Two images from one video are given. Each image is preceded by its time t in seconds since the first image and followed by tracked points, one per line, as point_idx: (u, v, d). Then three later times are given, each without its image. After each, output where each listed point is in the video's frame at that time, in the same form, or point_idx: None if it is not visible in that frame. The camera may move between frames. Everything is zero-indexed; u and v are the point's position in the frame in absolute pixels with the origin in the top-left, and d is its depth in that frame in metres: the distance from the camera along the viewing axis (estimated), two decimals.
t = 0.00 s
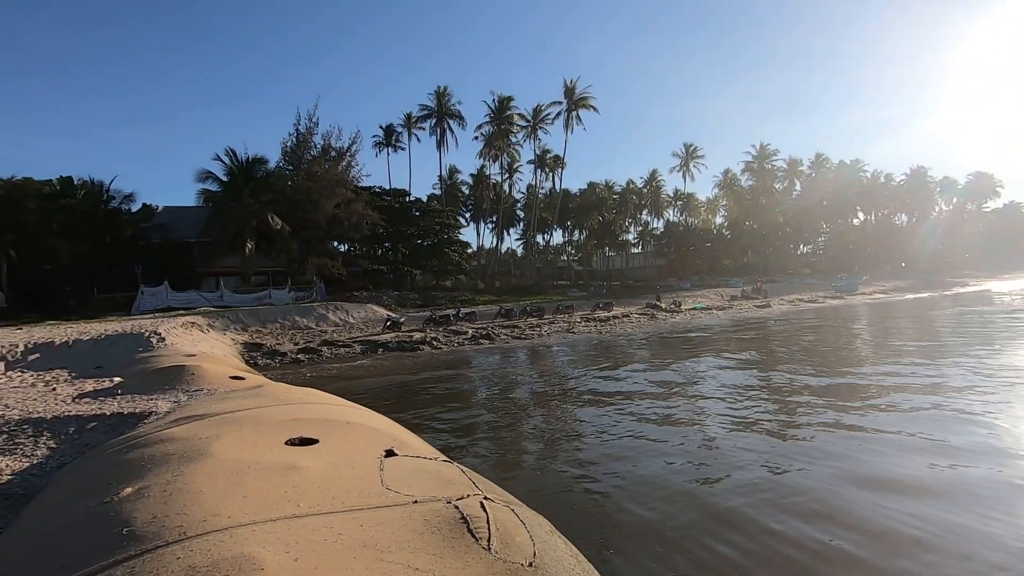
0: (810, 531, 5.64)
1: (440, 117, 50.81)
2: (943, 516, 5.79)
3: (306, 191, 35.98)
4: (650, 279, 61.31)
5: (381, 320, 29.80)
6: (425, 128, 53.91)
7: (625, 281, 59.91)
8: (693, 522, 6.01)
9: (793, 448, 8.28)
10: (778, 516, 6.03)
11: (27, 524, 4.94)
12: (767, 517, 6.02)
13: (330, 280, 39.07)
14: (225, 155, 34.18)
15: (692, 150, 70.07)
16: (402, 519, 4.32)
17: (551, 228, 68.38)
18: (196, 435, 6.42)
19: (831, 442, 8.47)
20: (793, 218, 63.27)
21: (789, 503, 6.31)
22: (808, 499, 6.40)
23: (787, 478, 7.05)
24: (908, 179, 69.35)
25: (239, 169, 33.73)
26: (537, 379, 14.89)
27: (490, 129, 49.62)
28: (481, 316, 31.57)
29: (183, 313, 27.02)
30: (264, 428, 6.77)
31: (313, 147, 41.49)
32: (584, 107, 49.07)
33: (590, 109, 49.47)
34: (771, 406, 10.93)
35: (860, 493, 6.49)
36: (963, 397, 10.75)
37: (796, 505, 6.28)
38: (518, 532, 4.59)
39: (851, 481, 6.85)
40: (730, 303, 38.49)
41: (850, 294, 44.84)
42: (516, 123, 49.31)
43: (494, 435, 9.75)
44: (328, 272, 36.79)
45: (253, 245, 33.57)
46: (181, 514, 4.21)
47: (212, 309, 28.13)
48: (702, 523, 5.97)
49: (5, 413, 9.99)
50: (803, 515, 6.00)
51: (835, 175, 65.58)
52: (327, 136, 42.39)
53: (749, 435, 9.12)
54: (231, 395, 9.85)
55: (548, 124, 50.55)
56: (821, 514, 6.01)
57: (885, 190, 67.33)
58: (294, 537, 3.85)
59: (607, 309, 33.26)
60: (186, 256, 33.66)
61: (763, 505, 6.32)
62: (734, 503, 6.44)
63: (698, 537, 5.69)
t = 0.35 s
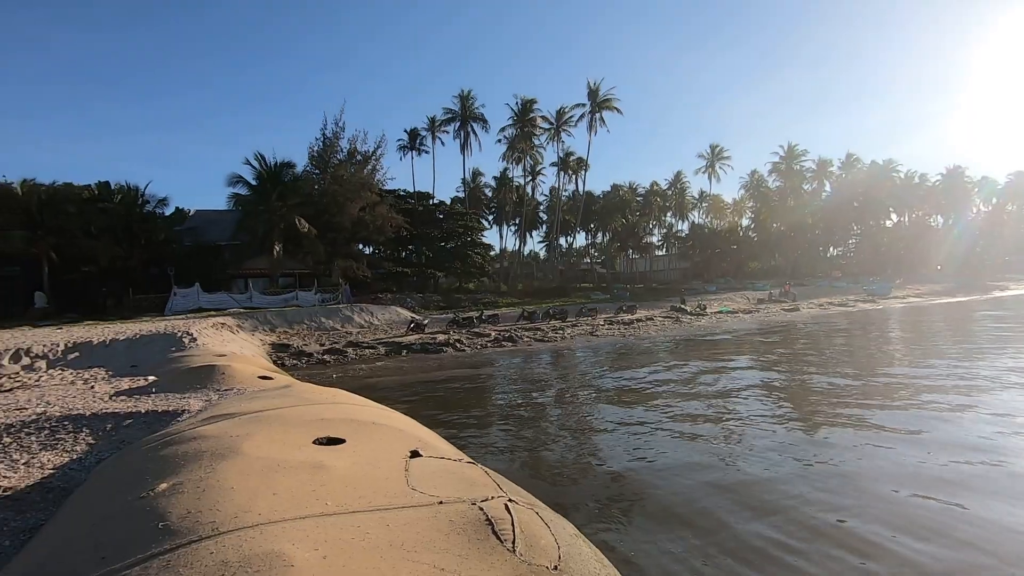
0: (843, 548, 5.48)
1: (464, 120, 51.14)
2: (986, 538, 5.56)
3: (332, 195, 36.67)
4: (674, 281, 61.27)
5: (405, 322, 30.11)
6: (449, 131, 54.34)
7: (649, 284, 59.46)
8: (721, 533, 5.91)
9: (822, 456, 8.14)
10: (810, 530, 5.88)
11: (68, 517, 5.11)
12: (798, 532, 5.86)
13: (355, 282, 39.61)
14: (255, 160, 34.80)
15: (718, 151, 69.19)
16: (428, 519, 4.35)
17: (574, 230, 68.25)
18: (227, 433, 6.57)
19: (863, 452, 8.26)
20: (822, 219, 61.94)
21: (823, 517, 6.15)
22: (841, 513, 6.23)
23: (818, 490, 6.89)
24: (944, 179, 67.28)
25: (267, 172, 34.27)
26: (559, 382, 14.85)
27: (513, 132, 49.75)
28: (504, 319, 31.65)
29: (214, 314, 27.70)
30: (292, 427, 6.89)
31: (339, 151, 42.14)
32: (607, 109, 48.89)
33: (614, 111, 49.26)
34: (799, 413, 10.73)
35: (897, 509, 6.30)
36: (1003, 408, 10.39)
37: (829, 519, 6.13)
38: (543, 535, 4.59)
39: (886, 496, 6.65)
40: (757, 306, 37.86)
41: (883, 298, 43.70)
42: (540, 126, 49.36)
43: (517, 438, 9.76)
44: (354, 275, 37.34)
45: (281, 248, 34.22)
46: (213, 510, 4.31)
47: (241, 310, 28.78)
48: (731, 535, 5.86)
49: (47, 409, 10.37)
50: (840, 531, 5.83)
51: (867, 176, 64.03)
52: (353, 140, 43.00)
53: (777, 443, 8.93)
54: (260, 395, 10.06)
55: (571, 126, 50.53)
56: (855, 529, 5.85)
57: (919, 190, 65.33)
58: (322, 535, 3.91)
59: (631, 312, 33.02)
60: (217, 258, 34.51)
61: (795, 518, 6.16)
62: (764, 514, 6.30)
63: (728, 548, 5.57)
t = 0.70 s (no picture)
0: (875, 556, 5.32)
1: (487, 123, 51.34)
2: None
3: (357, 198, 37.12)
4: (699, 283, 60.39)
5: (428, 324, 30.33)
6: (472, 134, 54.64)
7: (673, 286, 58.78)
8: (748, 539, 5.80)
9: (852, 462, 7.96)
10: (839, 537, 5.73)
11: (106, 511, 5.28)
12: (827, 539, 5.71)
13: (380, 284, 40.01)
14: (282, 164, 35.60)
15: (744, 151, 68.12)
16: (453, 520, 4.37)
17: (597, 232, 67.92)
18: (256, 432, 6.71)
19: (896, 458, 8.02)
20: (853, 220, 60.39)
21: (853, 524, 6.00)
22: (873, 520, 6.05)
23: (849, 497, 6.73)
24: (982, 177, 64.98)
25: (294, 177, 35.06)
26: (583, 385, 14.75)
27: (535, 134, 49.81)
28: (527, 321, 31.63)
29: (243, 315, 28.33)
30: (319, 427, 7.01)
31: (364, 155, 42.71)
32: (630, 109, 48.54)
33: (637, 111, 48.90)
34: (828, 418, 10.52)
35: (932, 517, 6.08)
36: None
37: (859, 525, 5.96)
38: (568, 539, 4.57)
39: (920, 503, 6.44)
40: (785, 309, 37.10)
41: (917, 300, 42.41)
42: (563, 127, 49.26)
43: (540, 440, 9.78)
44: (379, 277, 37.80)
45: (307, 250, 34.80)
46: (244, 508, 4.41)
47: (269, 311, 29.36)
48: (757, 540, 5.75)
49: (85, 407, 10.74)
50: (871, 539, 5.65)
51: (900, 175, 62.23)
52: (378, 144, 43.55)
53: (806, 448, 8.73)
54: (287, 395, 10.24)
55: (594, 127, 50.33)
56: (888, 537, 5.66)
57: (956, 189, 63.20)
58: (348, 535, 3.96)
59: (655, 314, 32.70)
60: (245, 260, 35.28)
61: (824, 524, 6.01)
62: (792, 520, 6.17)
63: (753, 554, 5.47)
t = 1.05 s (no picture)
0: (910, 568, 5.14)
1: (508, 124, 51.38)
2: None
3: (379, 200, 37.48)
4: (724, 284, 59.91)
5: (449, 325, 30.50)
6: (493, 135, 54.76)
7: (696, 287, 58.09)
8: (776, 547, 5.68)
9: (883, 467, 7.76)
10: (871, 548, 5.56)
11: (138, 507, 5.42)
12: (859, 549, 5.54)
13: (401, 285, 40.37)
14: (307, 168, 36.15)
15: (769, 149, 66.99)
16: (476, 521, 4.38)
17: (619, 232, 67.50)
18: (282, 432, 6.82)
19: (931, 465, 7.77)
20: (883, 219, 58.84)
21: (886, 533, 5.82)
22: (906, 531, 5.87)
23: (881, 505, 6.54)
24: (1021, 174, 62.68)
25: (318, 180, 35.56)
26: (604, 387, 14.67)
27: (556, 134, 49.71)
28: (548, 322, 31.57)
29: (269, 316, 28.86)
30: (343, 427, 7.08)
31: (386, 157, 43.12)
32: (652, 109, 48.08)
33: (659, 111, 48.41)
34: (857, 422, 10.27)
35: (970, 528, 5.87)
36: None
37: (893, 536, 5.78)
38: (591, 541, 4.54)
39: (956, 512, 6.22)
40: (812, 310, 36.38)
41: (951, 301, 41.19)
42: (584, 127, 49.03)
43: (561, 441, 9.75)
44: (401, 278, 38.11)
45: (331, 252, 35.26)
46: (271, 506, 4.47)
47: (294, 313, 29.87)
48: (786, 549, 5.62)
49: (118, 405, 11.05)
50: (905, 550, 5.47)
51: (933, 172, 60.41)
52: (399, 147, 43.92)
53: (834, 452, 8.53)
54: (311, 395, 10.39)
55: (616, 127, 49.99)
56: (922, 549, 5.47)
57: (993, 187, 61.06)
58: (373, 534, 3.99)
59: (677, 315, 32.37)
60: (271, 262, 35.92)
61: (855, 534, 5.85)
62: (822, 527, 6.03)
63: (781, 561, 5.37)
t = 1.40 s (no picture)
0: None
1: (529, 125, 51.38)
2: None
3: (401, 202, 37.83)
4: (749, 284, 59.26)
5: (472, 325, 30.64)
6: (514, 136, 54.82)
7: (721, 287, 57.35)
8: (806, 552, 5.56)
9: (918, 472, 7.53)
10: (908, 557, 5.35)
11: (171, 503, 5.56)
12: (893, 557, 5.36)
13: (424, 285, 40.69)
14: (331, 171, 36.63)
15: (795, 146, 65.71)
16: (500, 522, 4.37)
17: (642, 232, 67.01)
18: (309, 431, 6.92)
19: (968, 470, 7.51)
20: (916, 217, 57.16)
21: (920, 541, 5.63)
22: (943, 538, 5.68)
23: (918, 512, 6.33)
24: None
25: (342, 183, 36.00)
26: (627, 388, 14.57)
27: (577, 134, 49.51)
28: (571, 322, 31.46)
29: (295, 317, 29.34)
30: (368, 426, 7.15)
31: (408, 160, 43.48)
32: (675, 107, 47.53)
33: (682, 109, 47.83)
34: (888, 424, 10.02)
35: (1013, 537, 5.64)
36: None
37: (933, 546, 5.55)
38: (617, 544, 4.49)
39: (998, 521, 5.99)
40: (842, 310, 35.57)
41: (988, 300, 39.87)
42: (605, 127, 48.75)
43: (586, 442, 9.70)
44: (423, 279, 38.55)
45: (354, 254, 35.70)
46: (300, 504, 4.54)
47: (320, 314, 30.33)
48: (819, 555, 5.45)
49: (151, 404, 11.35)
50: (944, 559, 5.29)
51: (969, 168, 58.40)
52: (422, 149, 44.25)
53: (865, 456, 8.31)
54: (337, 395, 10.53)
55: (638, 126, 49.58)
56: (962, 559, 5.28)
57: None
58: (399, 534, 4.02)
59: (702, 315, 31.97)
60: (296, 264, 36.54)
61: (891, 542, 5.64)
62: (855, 532, 5.88)
63: (811, 566, 5.25)
